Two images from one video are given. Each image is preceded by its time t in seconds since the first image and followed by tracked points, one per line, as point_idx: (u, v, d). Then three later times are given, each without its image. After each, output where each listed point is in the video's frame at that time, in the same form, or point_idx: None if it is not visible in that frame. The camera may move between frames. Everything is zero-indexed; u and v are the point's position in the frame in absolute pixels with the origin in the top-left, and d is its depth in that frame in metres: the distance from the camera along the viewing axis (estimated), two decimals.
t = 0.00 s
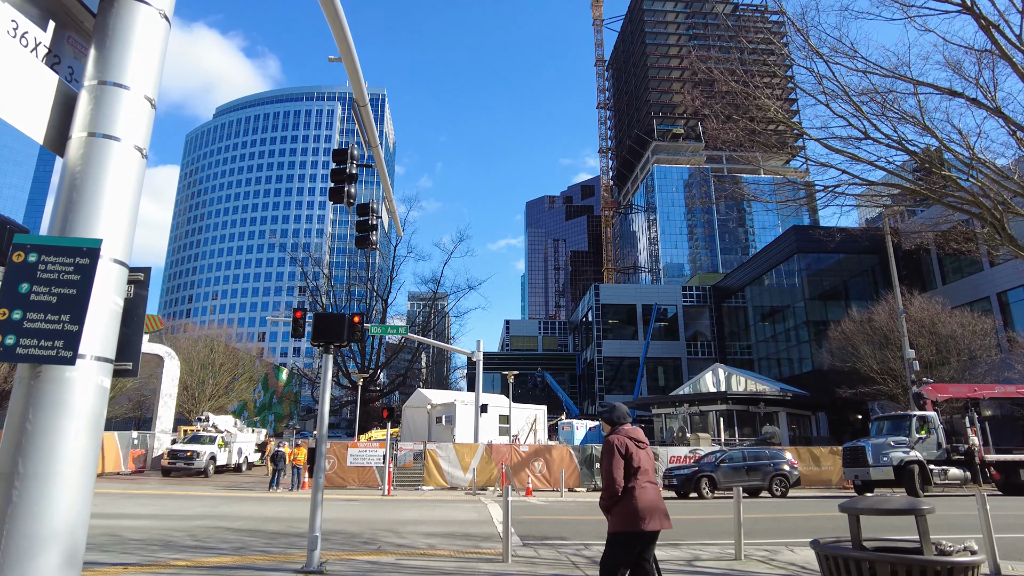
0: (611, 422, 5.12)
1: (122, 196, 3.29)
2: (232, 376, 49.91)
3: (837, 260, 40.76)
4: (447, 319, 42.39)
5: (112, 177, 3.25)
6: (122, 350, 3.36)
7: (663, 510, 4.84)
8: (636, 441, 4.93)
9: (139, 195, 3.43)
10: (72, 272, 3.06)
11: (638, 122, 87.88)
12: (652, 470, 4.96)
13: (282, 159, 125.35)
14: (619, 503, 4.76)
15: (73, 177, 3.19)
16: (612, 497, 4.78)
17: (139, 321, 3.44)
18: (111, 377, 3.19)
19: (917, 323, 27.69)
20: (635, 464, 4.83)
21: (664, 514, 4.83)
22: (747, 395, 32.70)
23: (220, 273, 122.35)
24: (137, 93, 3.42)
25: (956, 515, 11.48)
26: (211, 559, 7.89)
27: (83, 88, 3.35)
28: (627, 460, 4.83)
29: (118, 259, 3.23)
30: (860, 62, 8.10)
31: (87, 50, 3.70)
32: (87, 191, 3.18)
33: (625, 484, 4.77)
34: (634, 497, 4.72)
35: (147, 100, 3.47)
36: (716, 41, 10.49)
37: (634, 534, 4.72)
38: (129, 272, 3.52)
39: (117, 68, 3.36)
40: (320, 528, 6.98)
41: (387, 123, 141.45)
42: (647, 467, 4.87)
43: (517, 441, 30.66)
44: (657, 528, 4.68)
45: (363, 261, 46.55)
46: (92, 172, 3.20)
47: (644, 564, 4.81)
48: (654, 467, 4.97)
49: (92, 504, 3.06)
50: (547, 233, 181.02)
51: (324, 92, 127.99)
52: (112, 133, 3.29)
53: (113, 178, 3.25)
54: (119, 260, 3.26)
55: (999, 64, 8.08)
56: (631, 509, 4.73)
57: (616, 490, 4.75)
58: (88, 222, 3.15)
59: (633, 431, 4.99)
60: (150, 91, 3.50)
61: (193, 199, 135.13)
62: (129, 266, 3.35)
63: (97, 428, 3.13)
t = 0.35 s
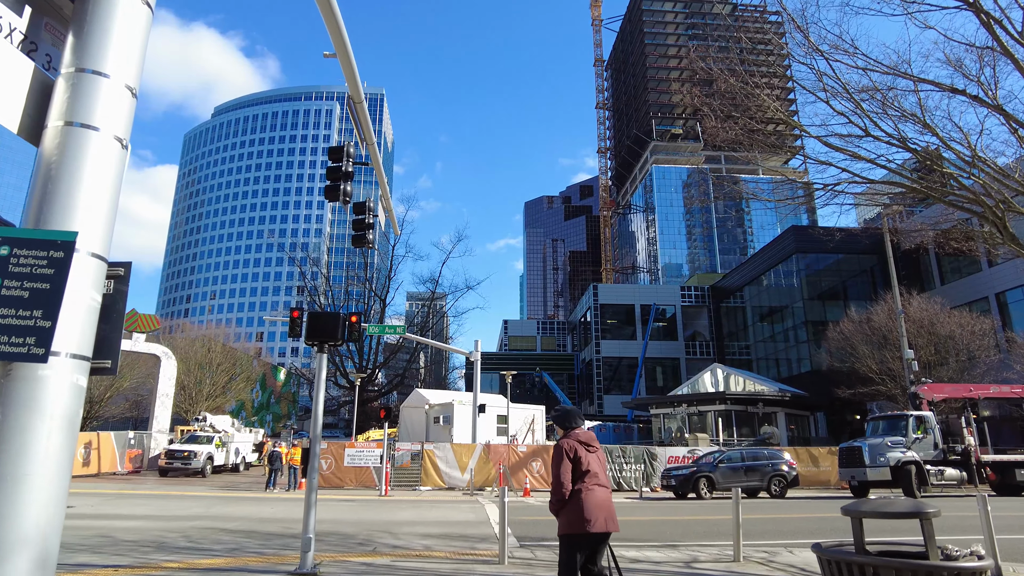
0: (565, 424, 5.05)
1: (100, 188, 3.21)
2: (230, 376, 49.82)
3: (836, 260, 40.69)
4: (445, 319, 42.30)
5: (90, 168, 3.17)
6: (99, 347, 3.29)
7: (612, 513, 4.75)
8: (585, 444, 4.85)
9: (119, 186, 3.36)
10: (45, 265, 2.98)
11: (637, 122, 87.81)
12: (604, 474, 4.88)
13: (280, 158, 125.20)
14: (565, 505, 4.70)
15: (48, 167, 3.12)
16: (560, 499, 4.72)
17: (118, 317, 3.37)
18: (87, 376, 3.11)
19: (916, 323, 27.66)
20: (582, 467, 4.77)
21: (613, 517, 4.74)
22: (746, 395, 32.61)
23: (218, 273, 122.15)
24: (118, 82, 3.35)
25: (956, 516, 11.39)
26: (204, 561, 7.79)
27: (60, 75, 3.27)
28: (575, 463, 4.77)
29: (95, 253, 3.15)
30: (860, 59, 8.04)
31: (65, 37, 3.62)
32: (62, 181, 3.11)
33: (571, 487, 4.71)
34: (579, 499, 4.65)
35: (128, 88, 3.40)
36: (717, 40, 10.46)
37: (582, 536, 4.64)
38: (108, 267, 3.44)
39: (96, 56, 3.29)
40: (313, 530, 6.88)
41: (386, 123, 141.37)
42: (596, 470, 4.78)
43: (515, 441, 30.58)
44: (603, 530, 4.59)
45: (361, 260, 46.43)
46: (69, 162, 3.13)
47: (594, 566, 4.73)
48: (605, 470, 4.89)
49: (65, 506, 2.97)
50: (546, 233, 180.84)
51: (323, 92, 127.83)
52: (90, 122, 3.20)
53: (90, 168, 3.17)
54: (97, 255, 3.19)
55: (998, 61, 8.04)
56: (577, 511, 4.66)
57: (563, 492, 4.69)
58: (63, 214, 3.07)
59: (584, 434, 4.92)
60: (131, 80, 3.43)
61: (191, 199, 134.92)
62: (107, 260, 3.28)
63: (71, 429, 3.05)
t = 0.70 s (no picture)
0: (518, 426, 5.11)
1: (67, 176, 3.24)
2: (220, 376, 49.48)
3: (827, 263, 40.81)
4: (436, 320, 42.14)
5: (56, 157, 3.20)
6: (66, 346, 3.30)
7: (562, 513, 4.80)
8: (538, 446, 4.93)
9: (87, 176, 3.39)
10: (6, 257, 2.98)
11: (629, 124, 87.93)
12: (556, 474, 4.96)
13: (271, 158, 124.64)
14: (516, 505, 4.73)
15: (11, 156, 3.14)
16: (511, 500, 4.75)
17: (85, 315, 3.40)
18: (50, 375, 3.12)
19: (905, 325, 27.80)
20: (535, 468, 4.83)
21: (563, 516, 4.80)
22: (736, 396, 32.66)
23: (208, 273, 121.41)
24: (87, 69, 3.39)
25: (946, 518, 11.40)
26: (187, 564, 7.64)
27: (25, 62, 3.30)
28: (526, 463, 4.83)
29: (61, 246, 3.16)
30: (852, 60, 8.05)
31: (32, 19, 3.51)
32: (28, 170, 3.12)
33: (522, 487, 4.76)
34: (532, 499, 4.70)
35: (98, 76, 3.45)
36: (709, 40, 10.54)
37: (533, 536, 4.67)
38: (76, 263, 3.46)
39: (64, 45, 3.32)
40: (298, 533, 6.75)
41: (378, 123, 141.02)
42: (547, 472, 4.87)
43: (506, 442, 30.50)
44: (554, 530, 4.65)
45: (352, 261, 46.20)
46: (35, 149, 3.15)
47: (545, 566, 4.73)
48: (557, 471, 4.97)
49: (26, 506, 2.97)
50: (537, 234, 181.03)
51: (315, 91, 127.35)
52: (57, 110, 3.24)
53: (56, 158, 3.20)
54: (63, 248, 3.21)
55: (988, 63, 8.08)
56: (528, 511, 4.71)
57: (514, 493, 4.72)
58: (28, 204, 3.08)
59: (537, 436, 5.00)
60: (102, 67, 3.49)
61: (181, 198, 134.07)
62: (74, 254, 3.30)
63: (33, 430, 3.04)
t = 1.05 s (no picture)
0: (455, 429, 5.18)
1: (15, 162, 3.19)
2: (191, 378, 48.58)
3: (800, 269, 41.45)
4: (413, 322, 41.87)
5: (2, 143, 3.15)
6: (7, 342, 3.41)
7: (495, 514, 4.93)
8: (473, 448, 5.02)
9: (34, 163, 3.35)
10: None
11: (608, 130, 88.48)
12: (492, 475, 5.06)
13: (247, 157, 123.09)
14: (451, 506, 4.83)
15: None
16: (445, 500, 4.84)
17: (29, 312, 3.51)
18: None
19: (876, 331, 28.29)
20: (469, 470, 4.91)
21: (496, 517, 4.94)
22: (710, 400, 32.95)
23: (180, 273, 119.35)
24: (36, 52, 3.32)
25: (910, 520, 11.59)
26: (149, 570, 7.43)
27: None
28: (461, 466, 4.91)
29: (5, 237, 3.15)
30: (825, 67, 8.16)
31: None
32: None
33: (457, 489, 4.85)
34: (465, 500, 4.80)
35: (47, 60, 3.38)
36: (687, 45, 10.67)
37: (464, 534, 4.77)
38: (21, 257, 3.55)
39: (12, 27, 3.25)
40: (264, 536, 6.59)
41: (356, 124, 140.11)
42: (481, 473, 4.96)
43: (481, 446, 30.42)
44: (485, 529, 4.76)
45: (328, 262, 45.75)
46: None
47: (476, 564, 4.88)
48: (492, 473, 5.06)
49: None
50: (516, 237, 181.26)
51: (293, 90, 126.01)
52: (3, 94, 3.18)
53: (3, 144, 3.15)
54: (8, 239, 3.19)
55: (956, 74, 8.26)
56: (462, 512, 4.80)
57: (448, 494, 4.81)
58: None
59: (473, 439, 5.09)
60: (52, 51, 3.41)
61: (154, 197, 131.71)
62: (18, 245, 3.27)
63: None
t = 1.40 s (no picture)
0: (374, 432, 5.12)
1: None
2: (143, 377, 47.11)
3: (758, 275, 42.39)
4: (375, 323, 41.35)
5: None
6: None
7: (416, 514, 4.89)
8: (389, 450, 4.95)
9: None
10: None
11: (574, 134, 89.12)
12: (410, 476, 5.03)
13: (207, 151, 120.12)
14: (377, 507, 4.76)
15: None
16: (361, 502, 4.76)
17: None
18: None
19: (829, 337, 29.03)
20: (384, 471, 4.84)
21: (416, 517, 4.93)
22: (668, 403, 33.40)
23: (134, 268, 115.75)
24: None
25: (855, 520, 11.93)
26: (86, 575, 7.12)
27: None
28: (377, 467, 4.85)
29: None
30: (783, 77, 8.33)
31: None
32: None
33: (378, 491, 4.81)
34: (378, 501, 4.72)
35: None
36: (650, 51, 10.84)
37: (381, 536, 4.68)
38: None
39: None
40: (208, 539, 6.37)
41: (321, 120, 138.06)
42: (397, 475, 4.87)
43: (440, 447, 30.23)
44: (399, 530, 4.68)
45: (288, 260, 44.91)
46: None
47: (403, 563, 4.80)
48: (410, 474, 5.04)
49: None
50: (481, 239, 181.03)
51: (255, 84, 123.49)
52: None
53: None
54: None
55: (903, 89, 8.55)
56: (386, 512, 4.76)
57: (363, 495, 4.74)
58: None
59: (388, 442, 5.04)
60: None
61: (108, 190, 127.52)
62: None
63: None
